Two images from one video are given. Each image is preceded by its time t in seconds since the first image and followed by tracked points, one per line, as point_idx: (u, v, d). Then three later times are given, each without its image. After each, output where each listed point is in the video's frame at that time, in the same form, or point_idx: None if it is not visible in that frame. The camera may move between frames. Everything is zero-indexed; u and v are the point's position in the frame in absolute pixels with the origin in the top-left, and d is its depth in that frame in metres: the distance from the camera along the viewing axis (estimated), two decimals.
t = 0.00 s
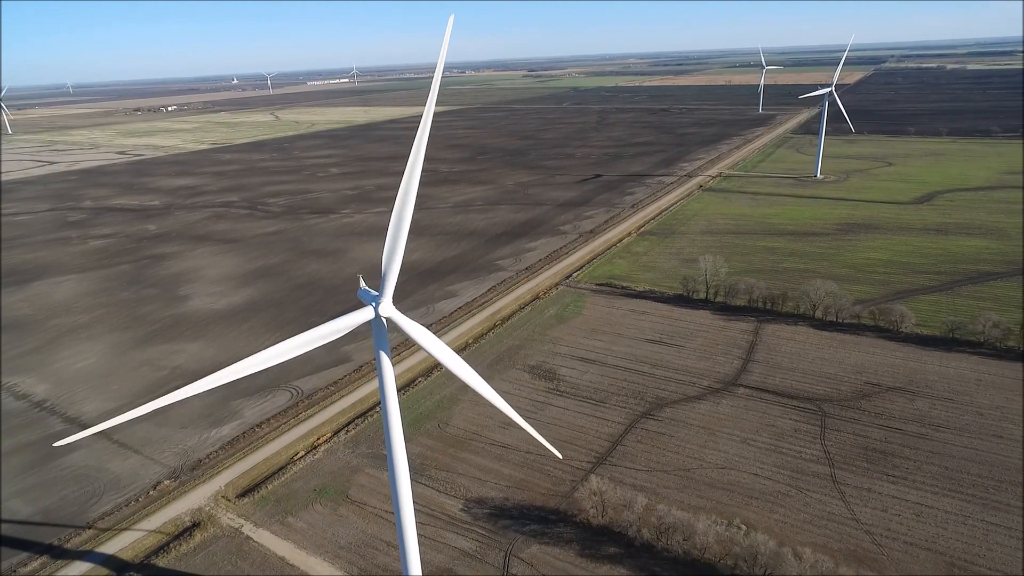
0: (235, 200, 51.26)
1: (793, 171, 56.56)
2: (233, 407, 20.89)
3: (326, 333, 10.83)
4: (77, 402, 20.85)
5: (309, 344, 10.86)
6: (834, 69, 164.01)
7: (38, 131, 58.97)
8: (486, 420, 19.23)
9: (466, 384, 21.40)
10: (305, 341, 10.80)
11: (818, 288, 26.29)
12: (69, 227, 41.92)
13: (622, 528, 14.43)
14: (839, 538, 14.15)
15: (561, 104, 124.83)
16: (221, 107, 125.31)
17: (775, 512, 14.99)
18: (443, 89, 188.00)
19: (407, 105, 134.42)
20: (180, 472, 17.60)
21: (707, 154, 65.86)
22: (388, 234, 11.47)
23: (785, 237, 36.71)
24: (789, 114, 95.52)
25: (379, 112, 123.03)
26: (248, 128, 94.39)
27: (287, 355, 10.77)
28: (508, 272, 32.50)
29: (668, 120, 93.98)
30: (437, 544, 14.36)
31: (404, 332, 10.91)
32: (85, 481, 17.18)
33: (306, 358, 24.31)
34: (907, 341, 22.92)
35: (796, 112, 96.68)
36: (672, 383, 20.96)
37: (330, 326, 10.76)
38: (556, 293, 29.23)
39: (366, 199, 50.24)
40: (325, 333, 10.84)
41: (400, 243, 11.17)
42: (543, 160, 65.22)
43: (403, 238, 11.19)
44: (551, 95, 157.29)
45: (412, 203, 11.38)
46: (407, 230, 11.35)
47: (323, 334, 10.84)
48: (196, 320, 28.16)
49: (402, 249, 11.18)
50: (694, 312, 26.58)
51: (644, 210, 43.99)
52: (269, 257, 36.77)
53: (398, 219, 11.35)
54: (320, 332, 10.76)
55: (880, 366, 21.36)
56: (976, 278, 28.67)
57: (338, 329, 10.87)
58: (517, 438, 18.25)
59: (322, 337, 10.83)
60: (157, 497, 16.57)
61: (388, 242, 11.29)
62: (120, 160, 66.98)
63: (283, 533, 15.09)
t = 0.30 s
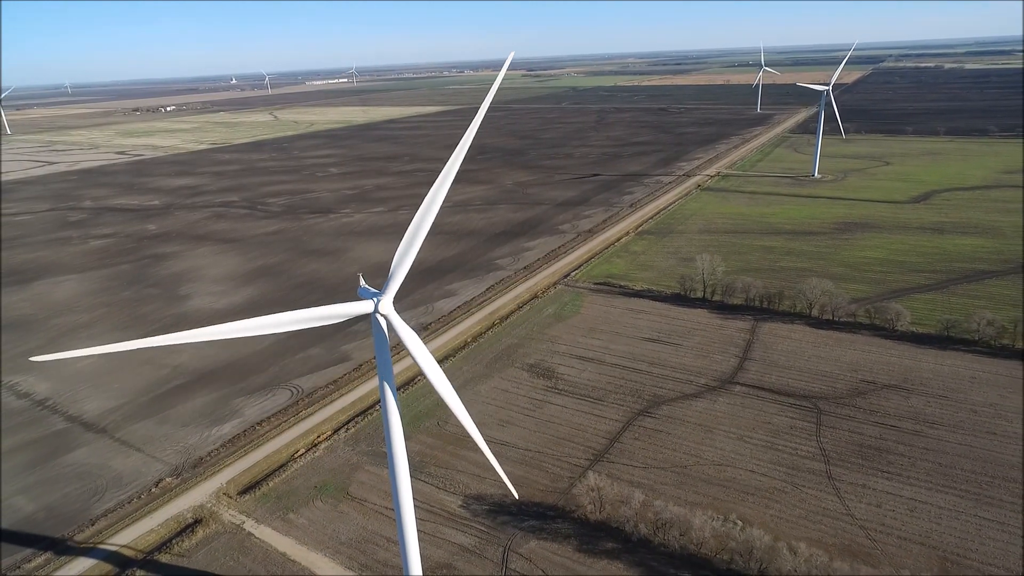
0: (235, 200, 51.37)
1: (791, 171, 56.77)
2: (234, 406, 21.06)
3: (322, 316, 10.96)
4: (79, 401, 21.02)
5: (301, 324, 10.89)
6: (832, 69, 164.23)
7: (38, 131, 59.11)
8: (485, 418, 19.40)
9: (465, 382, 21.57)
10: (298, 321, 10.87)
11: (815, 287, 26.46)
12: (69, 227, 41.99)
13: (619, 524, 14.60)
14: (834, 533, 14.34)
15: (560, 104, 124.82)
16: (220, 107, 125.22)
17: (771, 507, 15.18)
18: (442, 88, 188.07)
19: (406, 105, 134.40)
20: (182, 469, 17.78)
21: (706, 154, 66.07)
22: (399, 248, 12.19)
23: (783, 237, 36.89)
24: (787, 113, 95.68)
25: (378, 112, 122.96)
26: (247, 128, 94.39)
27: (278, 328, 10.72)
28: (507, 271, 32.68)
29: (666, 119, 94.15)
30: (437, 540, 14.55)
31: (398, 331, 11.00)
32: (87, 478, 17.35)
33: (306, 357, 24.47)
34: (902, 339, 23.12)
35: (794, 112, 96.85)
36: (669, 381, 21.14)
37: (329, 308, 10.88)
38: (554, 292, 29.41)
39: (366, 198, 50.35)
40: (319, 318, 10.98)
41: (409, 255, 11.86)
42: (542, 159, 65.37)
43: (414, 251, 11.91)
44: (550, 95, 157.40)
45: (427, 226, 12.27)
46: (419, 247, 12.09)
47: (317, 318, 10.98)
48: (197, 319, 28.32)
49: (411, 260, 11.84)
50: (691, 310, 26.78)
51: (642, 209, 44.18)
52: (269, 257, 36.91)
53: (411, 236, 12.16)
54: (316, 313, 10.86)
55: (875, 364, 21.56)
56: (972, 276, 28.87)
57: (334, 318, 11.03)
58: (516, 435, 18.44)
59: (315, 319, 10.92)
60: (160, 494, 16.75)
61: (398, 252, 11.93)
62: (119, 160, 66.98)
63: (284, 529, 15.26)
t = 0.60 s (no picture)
0: (234, 200, 51.48)
1: (789, 170, 56.97)
2: (235, 404, 21.21)
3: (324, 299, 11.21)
4: (81, 400, 21.15)
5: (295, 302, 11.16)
6: (830, 68, 164.48)
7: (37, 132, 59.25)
8: (484, 416, 19.56)
9: (464, 381, 21.74)
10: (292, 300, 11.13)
11: (811, 286, 26.65)
12: (69, 227, 42.09)
13: (616, 520, 14.77)
14: (828, 528, 14.51)
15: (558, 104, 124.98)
16: (219, 107, 125.28)
17: (766, 503, 15.36)
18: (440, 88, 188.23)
19: (405, 105, 134.51)
20: (183, 467, 17.93)
21: (704, 153, 66.27)
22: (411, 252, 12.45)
23: (780, 236, 37.08)
24: (786, 113, 95.82)
25: (377, 112, 123.05)
26: (246, 128, 94.47)
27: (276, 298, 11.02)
28: (506, 271, 32.84)
29: (665, 119, 94.38)
30: (436, 536, 14.71)
31: (390, 330, 10.90)
32: (89, 476, 17.49)
33: (306, 356, 24.62)
34: (898, 337, 23.31)
35: (792, 112, 97.03)
36: (667, 379, 21.30)
37: (327, 292, 11.23)
38: (553, 291, 29.57)
39: (365, 198, 50.49)
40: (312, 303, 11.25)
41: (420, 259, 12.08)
42: (541, 159, 65.53)
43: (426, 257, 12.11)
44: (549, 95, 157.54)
45: (440, 243, 12.67)
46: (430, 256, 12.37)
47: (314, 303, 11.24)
48: (197, 319, 28.46)
49: (420, 266, 11.95)
50: (688, 309, 26.97)
51: (640, 209, 44.32)
52: (268, 256, 37.05)
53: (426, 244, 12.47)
54: (314, 293, 11.21)
55: (871, 362, 21.73)
56: (968, 275, 29.07)
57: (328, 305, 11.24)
58: (514, 433, 18.61)
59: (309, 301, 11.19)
60: (162, 491, 16.90)
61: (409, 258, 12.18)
62: (118, 161, 67.06)
63: (285, 525, 15.42)
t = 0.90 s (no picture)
0: (234, 200, 51.64)
1: (787, 170, 57.21)
2: (236, 402, 21.38)
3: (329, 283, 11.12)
4: (82, 399, 21.30)
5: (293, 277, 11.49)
6: (828, 67, 164.73)
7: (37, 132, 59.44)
8: (483, 414, 19.72)
9: (463, 379, 21.90)
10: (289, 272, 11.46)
11: (808, 284, 26.83)
12: (70, 228, 42.23)
13: (613, 515, 14.95)
14: (823, 523, 14.68)
15: (557, 104, 125.23)
16: (218, 108, 125.65)
17: (762, 499, 15.53)
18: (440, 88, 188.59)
19: (404, 105, 134.70)
20: (185, 465, 18.09)
21: (702, 153, 66.52)
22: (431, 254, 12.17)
23: (778, 235, 37.27)
24: (784, 113, 96.03)
25: (377, 112, 123.26)
26: (246, 128, 94.65)
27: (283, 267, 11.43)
28: (505, 270, 33.00)
29: (663, 119, 94.63)
30: (436, 532, 14.87)
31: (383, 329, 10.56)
32: (91, 474, 17.64)
33: (306, 355, 24.78)
34: (894, 335, 23.49)
35: (790, 111, 97.29)
36: (664, 377, 21.47)
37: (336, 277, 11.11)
38: (551, 291, 29.73)
39: (364, 198, 50.68)
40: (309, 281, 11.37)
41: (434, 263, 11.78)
42: (540, 159, 65.75)
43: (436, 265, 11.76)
44: (548, 94, 157.84)
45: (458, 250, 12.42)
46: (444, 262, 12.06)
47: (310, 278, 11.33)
48: (198, 318, 28.62)
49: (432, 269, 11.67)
50: (686, 308, 27.15)
51: (639, 208, 44.47)
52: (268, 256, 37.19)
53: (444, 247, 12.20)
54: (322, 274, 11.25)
55: (866, 360, 21.91)
56: (964, 273, 29.26)
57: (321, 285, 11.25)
58: (513, 430, 18.80)
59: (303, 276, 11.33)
60: (163, 488, 17.06)
61: (426, 256, 11.88)
62: (118, 161, 67.27)
63: (286, 522, 15.58)
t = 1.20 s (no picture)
0: (233, 200, 51.75)
1: (785, 169, 57.39)
2: (237, 401, 21.54)
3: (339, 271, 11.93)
4: (84, 397, 21.46)
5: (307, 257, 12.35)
6: (827, 67, 164.90)
7: (36, 133, 59.45)
8: (482, 412, 19.89)
9: (462, 377, 22.06)
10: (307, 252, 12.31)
11: (805, 283, 27.01)
12: (69, 228, 42.30)
13: (610, 511, 15.13)
14: (818, 519, 14.86)
15: (556, 104, 125.35)
16: (217, 108, 125.63)
17: (758, 495, 15.71)
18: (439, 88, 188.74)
19: (403, 105, 134.75)
20: (187, 462, 18.25)
21: (701, 153, 66.69)
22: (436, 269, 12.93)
23: (775, 234, 37.44)
24: (783, 113, 96.21)
25: (376, 112, 123.32)
26: (245, 128, 94.66)
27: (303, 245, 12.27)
28: (504, 269, 33.16)
29: (663, 118, 94.80)
30: (435, 528, 15.04)
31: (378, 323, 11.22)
32: (94, 471, 17.81)
33: (306, 354, 24.93)
34: (890, 334, 23.68)
35: (789, 111, 97.46)
36: (662, 375, 21.65)
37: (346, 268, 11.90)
38: (550, 290, 29.91)
39: (364, 199, 50.82)
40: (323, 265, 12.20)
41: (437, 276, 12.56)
42: (539, 159, 65.90)
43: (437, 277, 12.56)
44: (547, 94, 157.91)
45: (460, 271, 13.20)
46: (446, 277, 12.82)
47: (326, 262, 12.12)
48: (198, 318, 28.75)
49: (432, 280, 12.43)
50: (684, 307, 27.32)
51: (637, 208, 44.63)
52: (268, 256, 37.32)
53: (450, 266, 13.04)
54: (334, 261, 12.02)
55: (863, 358, 22.08)
56: (960, 273, 29.44)
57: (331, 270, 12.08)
58: (511, 428, 18.98)
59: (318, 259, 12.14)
60: (165, 485, 17.22)
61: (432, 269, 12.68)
62: (118, 162, 67.33)
63: (287, 518, 15.74)
